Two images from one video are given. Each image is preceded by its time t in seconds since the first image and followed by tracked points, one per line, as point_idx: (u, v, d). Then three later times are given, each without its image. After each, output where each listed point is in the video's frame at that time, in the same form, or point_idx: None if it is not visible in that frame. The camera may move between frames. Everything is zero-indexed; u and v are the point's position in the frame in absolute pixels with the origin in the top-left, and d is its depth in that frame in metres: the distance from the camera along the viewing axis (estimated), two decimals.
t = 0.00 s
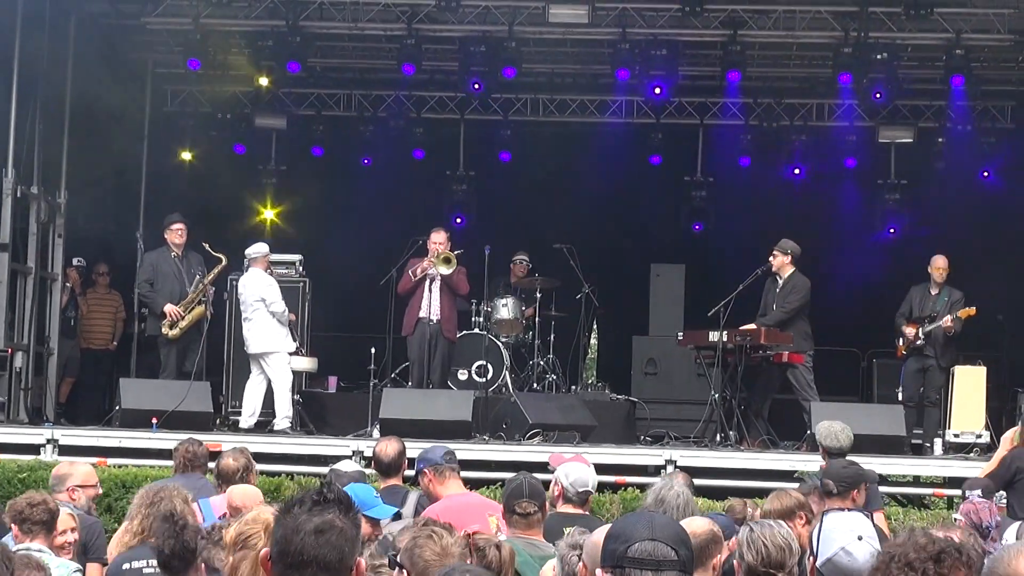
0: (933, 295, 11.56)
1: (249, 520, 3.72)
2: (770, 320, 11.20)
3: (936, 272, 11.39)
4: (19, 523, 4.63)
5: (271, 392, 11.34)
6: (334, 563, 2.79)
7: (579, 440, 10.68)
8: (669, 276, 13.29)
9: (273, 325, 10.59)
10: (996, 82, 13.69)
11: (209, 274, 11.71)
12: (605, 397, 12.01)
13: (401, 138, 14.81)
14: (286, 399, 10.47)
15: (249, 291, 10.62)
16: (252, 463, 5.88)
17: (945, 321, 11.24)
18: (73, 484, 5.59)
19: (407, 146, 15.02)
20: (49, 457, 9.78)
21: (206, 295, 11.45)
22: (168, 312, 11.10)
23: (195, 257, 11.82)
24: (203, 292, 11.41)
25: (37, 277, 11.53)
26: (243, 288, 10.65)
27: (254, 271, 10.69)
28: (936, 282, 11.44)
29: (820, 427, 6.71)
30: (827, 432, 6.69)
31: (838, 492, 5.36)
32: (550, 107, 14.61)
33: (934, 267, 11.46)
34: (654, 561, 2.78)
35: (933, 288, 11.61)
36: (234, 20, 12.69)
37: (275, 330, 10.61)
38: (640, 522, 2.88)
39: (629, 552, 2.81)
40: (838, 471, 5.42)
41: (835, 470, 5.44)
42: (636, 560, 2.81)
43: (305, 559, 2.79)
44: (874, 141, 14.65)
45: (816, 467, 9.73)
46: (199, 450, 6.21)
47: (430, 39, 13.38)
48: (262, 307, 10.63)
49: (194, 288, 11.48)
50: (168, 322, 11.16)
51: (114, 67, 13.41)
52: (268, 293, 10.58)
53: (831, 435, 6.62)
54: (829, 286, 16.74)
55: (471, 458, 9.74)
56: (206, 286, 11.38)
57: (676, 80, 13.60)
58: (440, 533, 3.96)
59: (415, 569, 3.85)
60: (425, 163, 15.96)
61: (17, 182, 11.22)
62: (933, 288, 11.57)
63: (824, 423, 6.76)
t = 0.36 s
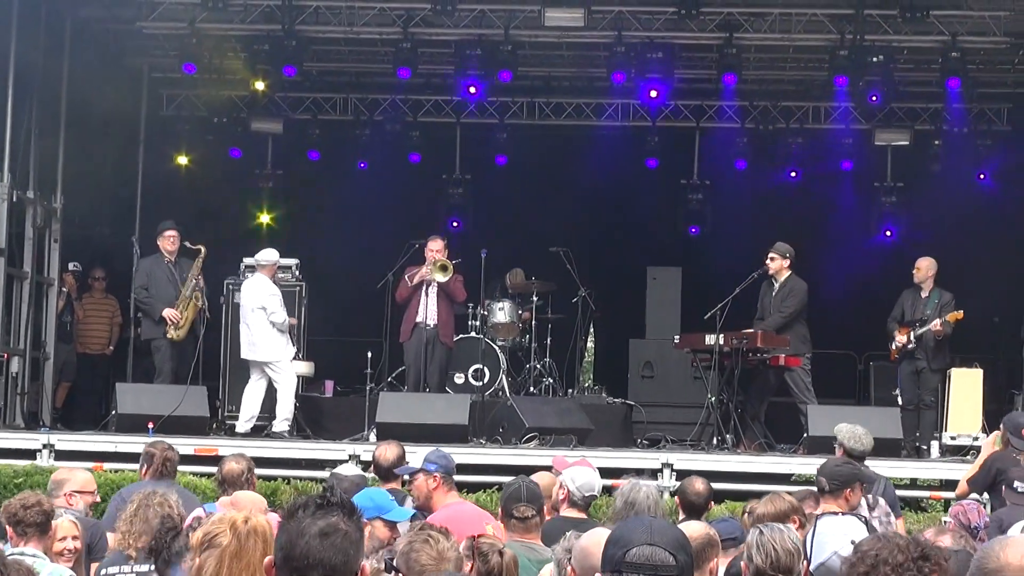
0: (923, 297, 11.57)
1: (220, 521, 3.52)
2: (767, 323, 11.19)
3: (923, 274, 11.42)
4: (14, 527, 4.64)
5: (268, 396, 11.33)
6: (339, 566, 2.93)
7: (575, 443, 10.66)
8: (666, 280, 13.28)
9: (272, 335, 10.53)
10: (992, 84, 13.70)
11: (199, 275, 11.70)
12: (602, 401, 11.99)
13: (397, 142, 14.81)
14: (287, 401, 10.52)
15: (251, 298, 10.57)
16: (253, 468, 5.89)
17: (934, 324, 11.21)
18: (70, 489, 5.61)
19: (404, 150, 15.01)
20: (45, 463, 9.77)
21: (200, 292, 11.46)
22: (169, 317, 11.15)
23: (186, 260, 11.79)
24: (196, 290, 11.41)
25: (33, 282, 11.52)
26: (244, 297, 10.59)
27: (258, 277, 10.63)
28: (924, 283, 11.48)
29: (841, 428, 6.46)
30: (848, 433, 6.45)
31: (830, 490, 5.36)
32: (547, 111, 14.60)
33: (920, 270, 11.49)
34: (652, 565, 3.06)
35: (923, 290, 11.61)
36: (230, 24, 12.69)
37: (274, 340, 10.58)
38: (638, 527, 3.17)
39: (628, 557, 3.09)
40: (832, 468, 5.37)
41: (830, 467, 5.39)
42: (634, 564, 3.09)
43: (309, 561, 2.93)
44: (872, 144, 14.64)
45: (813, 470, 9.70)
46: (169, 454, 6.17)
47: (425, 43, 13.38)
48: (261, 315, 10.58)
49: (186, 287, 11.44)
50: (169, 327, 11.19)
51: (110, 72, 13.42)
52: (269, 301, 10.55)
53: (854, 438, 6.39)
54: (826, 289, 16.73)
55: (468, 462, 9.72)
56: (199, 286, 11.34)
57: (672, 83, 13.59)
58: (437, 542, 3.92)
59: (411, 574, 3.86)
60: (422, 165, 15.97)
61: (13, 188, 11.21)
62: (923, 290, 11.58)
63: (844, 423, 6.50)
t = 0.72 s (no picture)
0: (909, 301, 11.62)
1: (189, 523, 3.56)
2: (763, 326, 11.20)
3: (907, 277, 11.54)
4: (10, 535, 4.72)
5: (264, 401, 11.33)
6: (340, 570, 3.13)
7: (572, 447, 10.66)
8: (662, 283, 13.29)
9: (278, 341, 10.54)
10: (986, 87, 13.78)
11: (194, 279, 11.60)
12: (598, 404, 12.00)
13: (394, 146, 14.83)
14: (283, 409, 10.43)
15: (263, 301, 10.58)
16: (249, 473, 5.89)
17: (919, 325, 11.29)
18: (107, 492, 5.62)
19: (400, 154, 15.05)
20: (42, 467, 9.77)
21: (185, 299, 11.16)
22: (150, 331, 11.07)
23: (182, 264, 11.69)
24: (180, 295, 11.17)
25: (29, 287, 11.52)
26: (258, 296, 10.60)
27: (269, 280, 10.64)
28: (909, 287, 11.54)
29: (854, 431, 6.65)
30: (860, 437, 6.64)
31: (832, 492, 5.56)
32: (543, 114, 14.64)
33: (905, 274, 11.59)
34: (651, 568, 3.06)
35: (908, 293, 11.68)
36: (226, 28, 12.72)
37: (278, 345, 10.55)
38: (638, 530, 3.15)
39: (627, 560, 3.09)
40: (834, 472, 5.59)
41: (832, 472, 5.61)
42: (633, 568, 3.08)
43: (309, 563, 3.12)
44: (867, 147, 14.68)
45: (810, 473, 9.71)
46: (147, 464, 6.23)
47: (422, 47, 13.42)
48: (269, 321, 10.59)
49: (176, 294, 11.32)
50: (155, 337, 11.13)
51: (106, 77, 13.45)
52: (278, 308, 10.54)
53: (866, 443, 6.59)
54: (822, 292, 16.75)
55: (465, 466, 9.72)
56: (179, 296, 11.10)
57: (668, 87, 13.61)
58: (435, 545, 3.90)
59: None
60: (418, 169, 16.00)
61: (10, 193, 11.22)
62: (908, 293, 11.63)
63: (858, 427, 6.70)
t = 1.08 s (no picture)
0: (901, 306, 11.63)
1: (173, 532, 3.57)
2: (759, 330, 11.19)
3: (897, 282, 11.58)
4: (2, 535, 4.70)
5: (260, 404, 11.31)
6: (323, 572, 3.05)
7: (568, 451, 10.63)
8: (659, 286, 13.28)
9: (278, 354, 10.53)
10: (983, 90, 13.80)
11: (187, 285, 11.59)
12: (594, 408, 11.98)
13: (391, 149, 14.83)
14: (281, 412, 10.44)
15: (267, 309, 10.56)
16: (254, 477, 5.86)
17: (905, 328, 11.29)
18: (127, 500, 5.36)
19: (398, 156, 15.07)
20: (37, 470, 9.75)
21: (173, 301, 11.21)
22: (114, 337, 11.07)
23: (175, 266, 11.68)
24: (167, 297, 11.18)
25: (25, 289, 11.49)
26: (263, 304, 10.57)
27: (278, 290, 10.67)
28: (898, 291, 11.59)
29: (840, 442, 6.86)
30: (847, 447, 6.84)
31: (854, 496, 5.55)
32: (539, 117, 14.66)
33: (894, 280, 11.59)
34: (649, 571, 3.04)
35: (900, 299, 11.66)
36: (223, 31, 12.72)
37: (278, 357, 10.55)
38: (635, 533, 3.13)
39: (625, 563, 3.06)
40: (855, 475, 5.59)
41: (851, 474, 5.61)
42: (631, 571, 3.05)
43: (293, 566, 3.03)
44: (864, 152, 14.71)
45: (806, 476, 9.69)
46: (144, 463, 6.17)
47: (419, 50, 13.42)
48: (271, 330, 10.56)
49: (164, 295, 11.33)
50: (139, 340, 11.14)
51: (102, 79, 13.45)
52: (281, 319, 10.53)
53: (853, 449, 6.78)
54: (818, 295, 16.74)
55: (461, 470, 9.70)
56: (167, 297, 11.14)
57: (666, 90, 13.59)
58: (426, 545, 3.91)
59: None
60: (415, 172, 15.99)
61: (6, 195, 11.20)
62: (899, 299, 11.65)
63: (845, 441, 6.91)
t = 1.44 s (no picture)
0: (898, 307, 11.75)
1: (171, 535, 3.55)
2: (755, 331, 11.19)
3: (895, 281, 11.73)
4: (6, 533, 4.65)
5: (256, 406, 11.29)
6: (295, 573, 2.99)
7: (564, 452, 10.61)
8: (654, 287, 13.29)
9: (274, 353, 10.51)
10: (978, 91, 13.84)
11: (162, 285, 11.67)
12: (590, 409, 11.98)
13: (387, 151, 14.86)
14: (276, 413, 10.39)
15: (266, 309, 10.56)
16: (244, 478, 5.84)
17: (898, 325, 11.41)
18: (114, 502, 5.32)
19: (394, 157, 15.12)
20: (33, 472, 9.74)
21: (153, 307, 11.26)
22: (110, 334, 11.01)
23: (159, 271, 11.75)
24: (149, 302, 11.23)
25: (21, 292, 11.47)
26: (263, 304, 10.57)
27: (277, 290, 10.66)
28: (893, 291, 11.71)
29: (823, 436, 6.83)
30: (829, 442, 6.80)
31: (883, 500, 5.68)
32: (535, 119, 14.72)
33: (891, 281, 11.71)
34: (646, 572, 3.04)
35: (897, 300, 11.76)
36: (218, 33, 12.74)
37: (274, 357, 10.53)
38: (631, 535, 3.14)
39: (620, 564, 3.07)
40: (882, 479, 5.70)
41: (879, 477, 5.73)
42: (628, 571, 3.06)
43: (266, 567, 2.98)
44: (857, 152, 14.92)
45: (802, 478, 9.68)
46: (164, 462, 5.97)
47: (414, 52, 13.45)
48: (268, 330, 10.57)
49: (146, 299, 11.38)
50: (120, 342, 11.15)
51: (98, 81, 13.46)
52: (279, 320, 10.53)
53: (833, 447, 6.73)
54: (815, 297, 16.75)
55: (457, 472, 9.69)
56: (148, 301, 11.18)
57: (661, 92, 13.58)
58: (410, 547, 3.92)
59: None
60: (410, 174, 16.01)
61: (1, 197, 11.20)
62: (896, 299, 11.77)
63: (829, 433, 6.86)
